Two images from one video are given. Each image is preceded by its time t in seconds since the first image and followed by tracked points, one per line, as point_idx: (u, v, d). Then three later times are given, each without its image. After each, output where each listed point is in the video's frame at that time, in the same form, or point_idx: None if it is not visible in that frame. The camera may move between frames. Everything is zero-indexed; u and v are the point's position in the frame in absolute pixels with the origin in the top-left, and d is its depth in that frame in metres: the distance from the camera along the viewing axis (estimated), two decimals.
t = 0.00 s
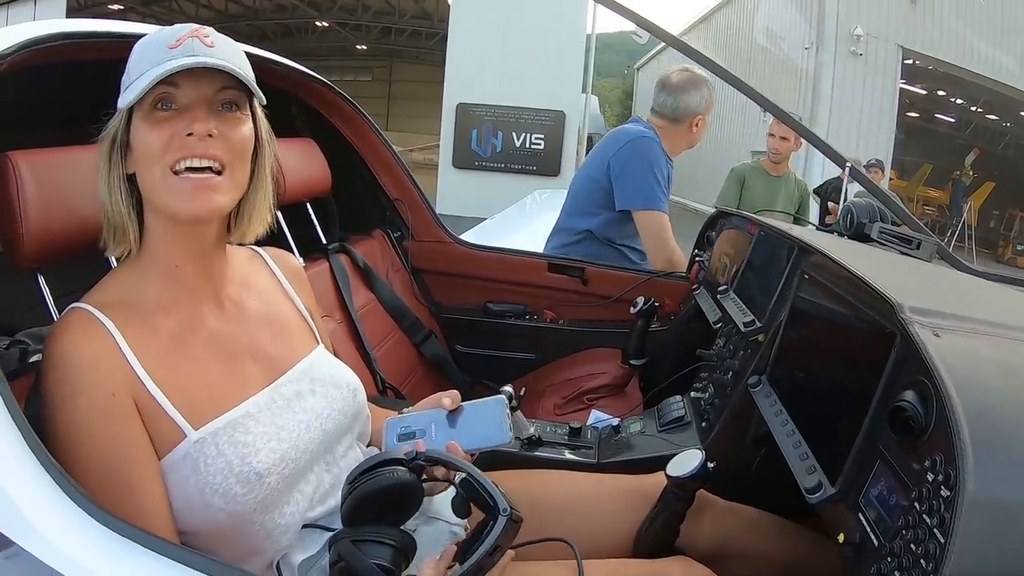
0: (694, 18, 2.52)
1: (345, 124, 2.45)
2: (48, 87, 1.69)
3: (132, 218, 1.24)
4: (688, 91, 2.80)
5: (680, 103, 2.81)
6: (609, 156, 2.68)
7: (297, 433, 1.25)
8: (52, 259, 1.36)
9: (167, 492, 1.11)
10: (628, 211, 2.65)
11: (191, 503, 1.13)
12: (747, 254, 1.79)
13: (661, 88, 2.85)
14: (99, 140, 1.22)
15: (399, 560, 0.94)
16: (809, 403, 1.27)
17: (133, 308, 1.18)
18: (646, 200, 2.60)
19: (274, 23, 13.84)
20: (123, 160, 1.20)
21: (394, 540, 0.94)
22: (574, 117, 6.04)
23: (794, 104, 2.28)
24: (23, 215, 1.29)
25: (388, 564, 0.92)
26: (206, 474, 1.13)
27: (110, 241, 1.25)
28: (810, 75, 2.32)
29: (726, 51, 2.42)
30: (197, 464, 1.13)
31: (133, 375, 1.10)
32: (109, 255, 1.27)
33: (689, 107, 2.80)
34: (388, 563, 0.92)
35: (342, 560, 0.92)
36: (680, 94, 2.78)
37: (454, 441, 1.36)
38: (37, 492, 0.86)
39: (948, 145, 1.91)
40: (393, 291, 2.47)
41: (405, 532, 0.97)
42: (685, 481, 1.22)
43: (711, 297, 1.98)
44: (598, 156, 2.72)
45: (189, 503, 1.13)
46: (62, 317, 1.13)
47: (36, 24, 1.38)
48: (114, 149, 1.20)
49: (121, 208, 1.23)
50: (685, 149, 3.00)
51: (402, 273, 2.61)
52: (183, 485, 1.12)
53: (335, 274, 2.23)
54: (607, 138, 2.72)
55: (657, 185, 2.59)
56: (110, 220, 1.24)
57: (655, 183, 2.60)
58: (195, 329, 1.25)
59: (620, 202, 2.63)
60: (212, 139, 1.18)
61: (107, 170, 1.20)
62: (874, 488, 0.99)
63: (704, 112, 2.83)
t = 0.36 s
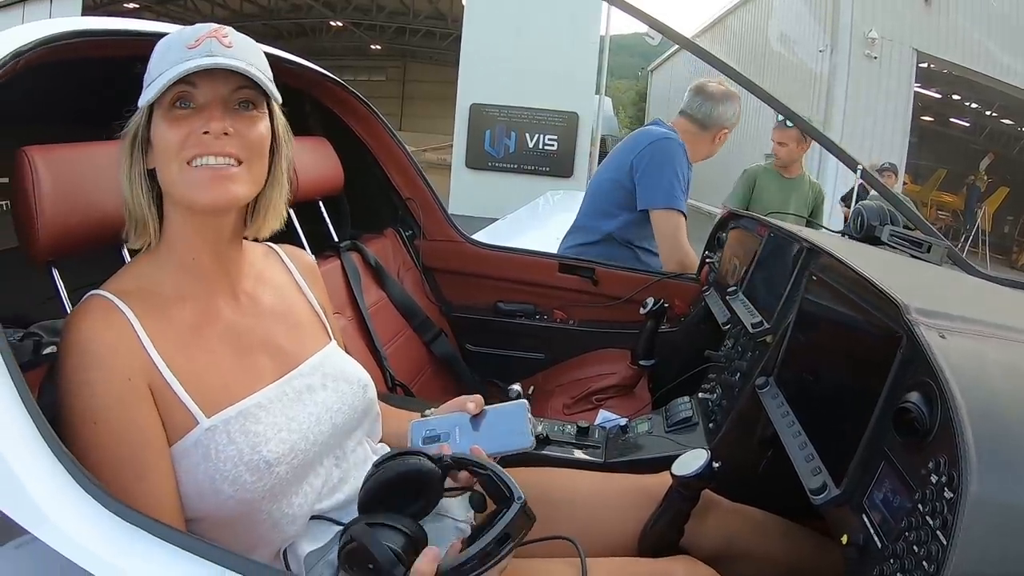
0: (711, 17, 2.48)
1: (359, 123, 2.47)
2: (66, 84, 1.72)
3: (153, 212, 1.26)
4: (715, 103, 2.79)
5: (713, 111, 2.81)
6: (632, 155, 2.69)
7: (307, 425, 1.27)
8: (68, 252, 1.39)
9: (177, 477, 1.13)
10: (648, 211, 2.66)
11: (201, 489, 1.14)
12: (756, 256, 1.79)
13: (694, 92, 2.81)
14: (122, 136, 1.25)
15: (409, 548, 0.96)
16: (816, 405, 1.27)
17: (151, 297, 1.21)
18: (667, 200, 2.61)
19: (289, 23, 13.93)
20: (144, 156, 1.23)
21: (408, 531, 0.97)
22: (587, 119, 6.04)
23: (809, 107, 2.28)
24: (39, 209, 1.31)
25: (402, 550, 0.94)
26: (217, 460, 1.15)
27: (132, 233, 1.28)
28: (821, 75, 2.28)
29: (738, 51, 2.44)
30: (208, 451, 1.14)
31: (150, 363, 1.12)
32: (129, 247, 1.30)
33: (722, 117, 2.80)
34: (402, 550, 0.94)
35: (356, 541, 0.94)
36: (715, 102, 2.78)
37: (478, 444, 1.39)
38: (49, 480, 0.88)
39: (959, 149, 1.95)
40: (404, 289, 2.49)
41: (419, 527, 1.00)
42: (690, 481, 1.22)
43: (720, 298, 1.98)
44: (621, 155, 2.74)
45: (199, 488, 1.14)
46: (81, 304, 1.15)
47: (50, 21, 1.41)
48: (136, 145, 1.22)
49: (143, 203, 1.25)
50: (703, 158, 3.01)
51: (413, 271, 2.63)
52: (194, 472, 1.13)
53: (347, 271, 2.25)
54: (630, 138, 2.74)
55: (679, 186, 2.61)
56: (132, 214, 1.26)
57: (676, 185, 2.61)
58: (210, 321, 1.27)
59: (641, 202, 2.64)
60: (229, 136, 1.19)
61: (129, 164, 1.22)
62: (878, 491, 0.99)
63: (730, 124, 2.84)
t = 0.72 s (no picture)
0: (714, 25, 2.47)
1: (365, 124, 2.49)
2: (74, 82, 1.74)
3: (154, 209, 1.28)
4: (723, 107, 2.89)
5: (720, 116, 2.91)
6: (639, 156, 2.69)
7: (306, 417, 1.28)
8: (73, 249, 1.40)
9: (175, 466, 1.14)
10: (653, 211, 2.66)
11: (200, 478, 1.15)
12: (758, 257, 1.79)
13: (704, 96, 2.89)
14: (126, 136, 1.28)
15: (410, 545, 0.99)
16: (811, 406, 1.26)
17: (152, 291, 1.22)
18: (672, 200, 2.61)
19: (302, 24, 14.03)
20: (146, 155, 1.26)
21: (411, 527, 1.00)
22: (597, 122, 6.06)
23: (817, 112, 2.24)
24: (45, 205, 1.32)
25: (403, 545, 0.97)
26: (215, 450, 1.16)
27: (133, 230, 1.29)
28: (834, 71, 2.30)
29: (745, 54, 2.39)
30: (207, 441, 1.15)
31: (150, 354, 1.13)
32: (133, 243, 1.31)
33: (728, 121, 2.92)
34: (404, 545, 0.97)
35: (358, 531, 0.97)
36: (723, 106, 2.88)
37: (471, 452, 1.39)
38: (47, 468, 0.89)
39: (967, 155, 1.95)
40: (408, 288, 2.50)
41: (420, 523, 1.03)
42: (682, 480, 1.22)
43: (720, 299, 1.98)
44: (626, 156, 2.74)
45: (197, 478, 1.15)
46: (85, 297, 1.16)
47: (58, 21, 1.43)
48: (137, 145, 1.25)
49: (144, 202, 1.27)
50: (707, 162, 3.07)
51: (416, 271, 2.64)
52: (192, 461, 1.14)
53: (350, 269, 2.26)
54: (636, 140, 2.73)
55: (683, 187, 2.61)
56: (133, 212, 1.28)
57: (679, 186, 2.60)
58: (210, 315, 1.28)
59: (646, 202, 2.64)
60: (216, 128, 1.20)
61: (132, 163, 1.25)
62: (869, 492, 0.98)
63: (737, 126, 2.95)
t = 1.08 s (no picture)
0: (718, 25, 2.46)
1: (370, 124, 2.49)
2: (78, 79, 1.74)
3: (156, 207, 1.28)
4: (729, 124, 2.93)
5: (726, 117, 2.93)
6: (646, 155, 2.68)
7: (306, 415, 1.27)
8: (75, 245, 1.40)
9: (175, 463, 1.13)
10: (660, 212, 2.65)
11: (199, 476, 1.14)
12: (762, 257, 1.78)
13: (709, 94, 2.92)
14: (127, 133, 1.28)
15: (404, 548, 0.98)
16: (814, 407, 1.25)
17: (154, 288, 1.22)
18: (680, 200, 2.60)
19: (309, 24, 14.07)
20: (148, 152, 1.25)
21: (403, 530, 0.99)
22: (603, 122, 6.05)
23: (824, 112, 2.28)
24: (48, 201, 1.32)
25: (394, 550, 0.96)
26: (216, 447, 1.15)
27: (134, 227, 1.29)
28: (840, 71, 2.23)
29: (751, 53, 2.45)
30: (207, 438, 1.15)
31: (150, 351, 1.13)
32: (134, 241, 1.31)
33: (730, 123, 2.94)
34: (395, 550, 0.96)
35: (349, 541, 0.97)
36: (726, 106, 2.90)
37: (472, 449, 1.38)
38: (45, 464, 0.89)
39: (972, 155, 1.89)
40: (410, 287, 2.49)
41: (416, 526, 1.02)
42: (683, 480, 1.21)
43: (723, 300, 1.97)
44: (634, 155, 2.72)
45: (197, 475, 1.14)
46: (86, 293, 1.16)
47: (65, 18, 1.44)
48: (139, 142, 1.25)
49: (145, 199, 1.27)
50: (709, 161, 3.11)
51: (419, 270, 2.63)
52: (193, 458, 1.14)
53: (353, 268, 2.26)
54: (642, 139, 2.72)
55: (693, 187, 2.60)
56: (135, 210, 1.28)
57: (686, 187, 2.59)
58: (211, 312, 1.27)
59: (654, 202, 2.63)
60: (218, 126, 1.20)
61: (133, 160, 1.25)
62: (872, 494, 0.97)
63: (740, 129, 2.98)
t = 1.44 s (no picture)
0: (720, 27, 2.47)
1: (375, 123, 2.49)
2: (83, 78, 1.74)
3: (164, 206, 1.28)
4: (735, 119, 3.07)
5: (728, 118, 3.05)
6: (652, 155, 2.67)
7: (312, 415, 1.27)
8: (80, 244, 1.40)
9: (181, 463, 1.14)
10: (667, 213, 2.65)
11: (205, 476, 1.15)
12: (769, 258, 1.77)
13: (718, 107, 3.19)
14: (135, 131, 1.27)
15: (423, 546, 1.00)
16: (822, 409, 1.25)
17: (160, 288, 1.22)
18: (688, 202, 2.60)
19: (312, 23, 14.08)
20: (156, 149, 1.25)
21: (426, 529, 1.01)
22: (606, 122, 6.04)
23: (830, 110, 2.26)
24: (53, 200, 1.32)
25: (414, 546, 0.98)
26: (221, 447, 1.15)
27: (142, 225, 1.30)
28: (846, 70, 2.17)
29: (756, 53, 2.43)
30: (212, 438, 1.15)
31: (157, 351, 1.13)
32: (140, 239, 1.31)
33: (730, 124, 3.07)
34: (414, 547, 0.98)
35: (371, 531, 0.99)
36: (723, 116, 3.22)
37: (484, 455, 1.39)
38: (50, 465, 0.89)
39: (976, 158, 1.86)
40: (415, 287, 2.49)
41: (440, 527, 1.04)
42: (692, 483, 1.21)
43: (730, 301, 1.97)
44: (641, 155, 2.71)
45: (203, 475, 1.14)
46: (93, 293, 1.16)
47: (72, 17, 1.45)
48: (147, 139, 1.24)
49: (152, 196, 1.27)
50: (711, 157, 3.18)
51: (424, 269, 2.63)
52: (198, 458, 1.14)
53: (358, 268, 2.26)
54: (649, 139, 2.71)
55: (701, 189, 2.59)
56: (143, 208, 1.28)
57: (692, 186, 2.58)
58: (218, 312, 1.27)
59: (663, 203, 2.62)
60: (230, 126, 1.20)
61: (141, 158, 1.25)
62: (881, 497, 0.97)
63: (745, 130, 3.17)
